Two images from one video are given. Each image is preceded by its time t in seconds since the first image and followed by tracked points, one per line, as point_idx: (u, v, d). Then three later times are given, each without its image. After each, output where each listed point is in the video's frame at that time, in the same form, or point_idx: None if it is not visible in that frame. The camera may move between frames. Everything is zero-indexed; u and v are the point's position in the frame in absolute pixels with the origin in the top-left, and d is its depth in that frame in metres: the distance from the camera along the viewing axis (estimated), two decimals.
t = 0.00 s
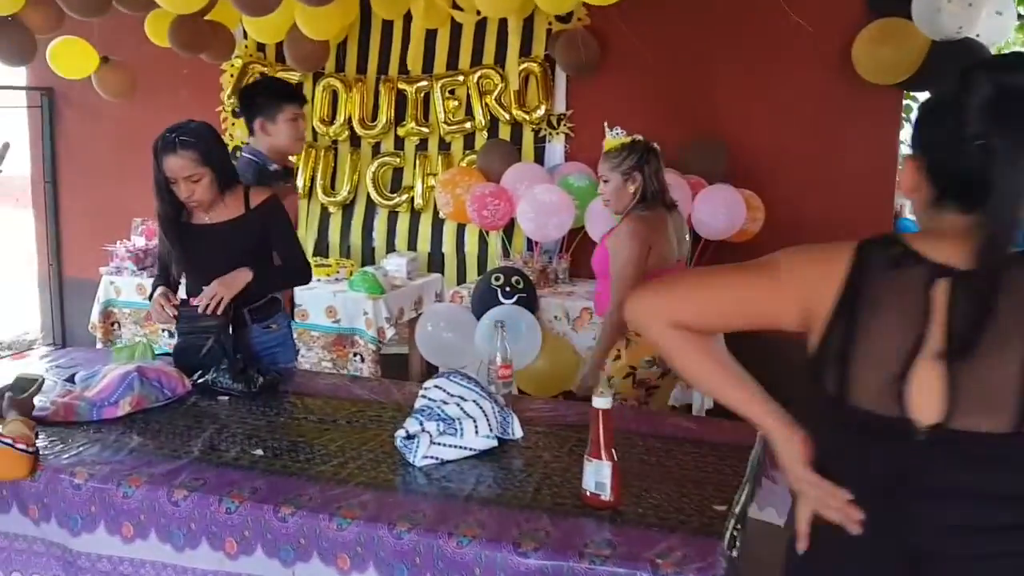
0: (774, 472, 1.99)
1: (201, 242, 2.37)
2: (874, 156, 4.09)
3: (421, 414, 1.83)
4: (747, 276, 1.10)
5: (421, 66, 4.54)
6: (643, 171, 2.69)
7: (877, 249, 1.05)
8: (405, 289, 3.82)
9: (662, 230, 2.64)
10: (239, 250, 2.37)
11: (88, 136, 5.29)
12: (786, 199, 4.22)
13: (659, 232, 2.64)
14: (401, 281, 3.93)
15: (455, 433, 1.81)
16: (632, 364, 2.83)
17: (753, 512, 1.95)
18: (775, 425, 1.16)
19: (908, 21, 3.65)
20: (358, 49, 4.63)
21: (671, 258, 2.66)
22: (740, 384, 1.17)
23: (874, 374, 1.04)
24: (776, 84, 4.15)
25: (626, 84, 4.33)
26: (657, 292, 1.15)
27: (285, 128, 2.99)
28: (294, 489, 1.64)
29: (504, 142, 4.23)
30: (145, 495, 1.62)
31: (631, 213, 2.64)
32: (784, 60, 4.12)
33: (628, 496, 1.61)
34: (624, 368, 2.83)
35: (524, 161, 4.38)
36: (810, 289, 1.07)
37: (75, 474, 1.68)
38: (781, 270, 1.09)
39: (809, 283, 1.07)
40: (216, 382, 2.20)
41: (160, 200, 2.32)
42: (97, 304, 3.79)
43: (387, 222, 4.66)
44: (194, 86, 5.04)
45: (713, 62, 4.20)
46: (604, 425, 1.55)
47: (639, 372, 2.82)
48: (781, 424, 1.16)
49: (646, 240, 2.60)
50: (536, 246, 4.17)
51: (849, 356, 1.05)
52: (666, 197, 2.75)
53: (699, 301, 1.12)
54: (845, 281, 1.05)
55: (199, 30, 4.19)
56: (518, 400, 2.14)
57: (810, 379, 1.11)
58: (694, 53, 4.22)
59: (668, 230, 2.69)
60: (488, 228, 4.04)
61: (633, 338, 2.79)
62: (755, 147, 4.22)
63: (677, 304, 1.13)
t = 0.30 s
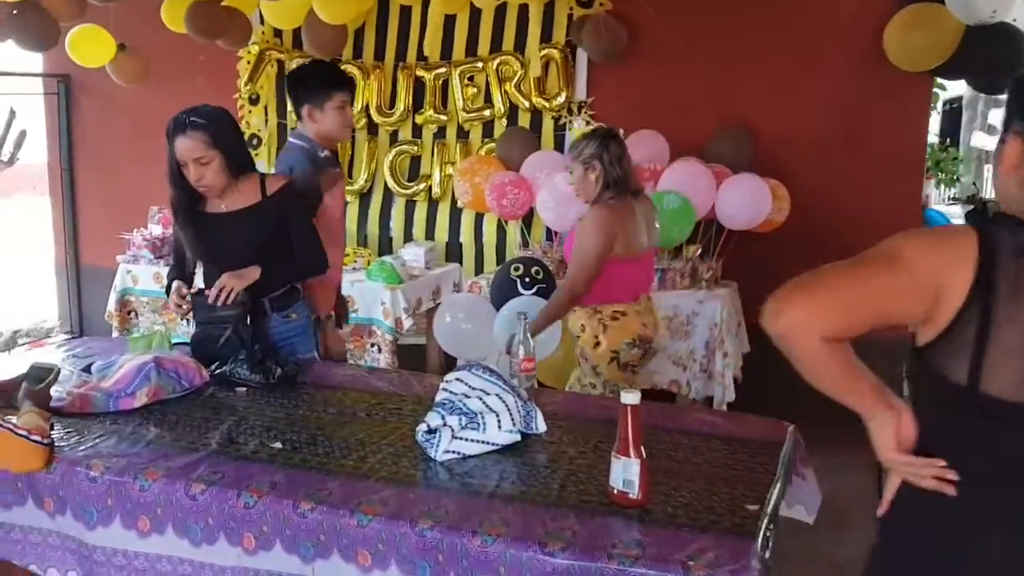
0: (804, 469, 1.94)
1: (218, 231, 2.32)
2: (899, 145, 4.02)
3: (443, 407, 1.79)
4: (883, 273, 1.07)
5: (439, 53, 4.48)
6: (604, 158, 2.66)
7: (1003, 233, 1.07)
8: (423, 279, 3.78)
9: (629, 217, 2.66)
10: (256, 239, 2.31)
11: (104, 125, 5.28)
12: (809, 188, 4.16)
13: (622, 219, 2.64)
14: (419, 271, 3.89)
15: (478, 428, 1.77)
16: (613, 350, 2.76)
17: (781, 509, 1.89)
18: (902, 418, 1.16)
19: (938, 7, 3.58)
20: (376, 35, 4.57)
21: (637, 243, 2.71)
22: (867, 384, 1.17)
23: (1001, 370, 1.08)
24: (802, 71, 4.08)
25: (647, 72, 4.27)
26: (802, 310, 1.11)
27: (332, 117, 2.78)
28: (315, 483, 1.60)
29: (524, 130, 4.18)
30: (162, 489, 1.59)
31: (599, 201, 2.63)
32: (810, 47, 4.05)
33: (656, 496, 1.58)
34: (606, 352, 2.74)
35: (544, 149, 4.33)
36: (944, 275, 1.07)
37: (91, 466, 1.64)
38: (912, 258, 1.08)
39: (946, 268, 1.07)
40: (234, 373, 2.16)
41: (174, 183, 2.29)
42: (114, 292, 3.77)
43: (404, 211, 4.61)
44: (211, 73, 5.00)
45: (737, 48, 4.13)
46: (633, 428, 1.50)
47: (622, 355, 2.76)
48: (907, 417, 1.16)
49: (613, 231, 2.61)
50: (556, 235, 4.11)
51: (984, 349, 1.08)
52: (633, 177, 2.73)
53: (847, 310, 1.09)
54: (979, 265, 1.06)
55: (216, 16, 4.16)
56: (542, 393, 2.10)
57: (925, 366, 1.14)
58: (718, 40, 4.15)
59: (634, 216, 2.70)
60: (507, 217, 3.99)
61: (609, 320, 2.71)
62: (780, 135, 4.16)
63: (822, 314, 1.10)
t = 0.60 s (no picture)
0: (813, 472, 1.87)
1: (201, 221, 2.25)
2: (910, 136, 3.93)
3: (437, 407, 1.72)
4: (900, 276, 1.14)
5: (440, 43, 4.40)
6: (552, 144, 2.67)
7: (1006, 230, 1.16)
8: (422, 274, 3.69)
9: (576, 203, 2.65)
10: (242, 230, 2.24)
11: (101, 117, 5.20)
12: (817, 181, 4.07)
13: (568, 205, 2.63)
14: (418, 265, 3.81)
15: (472, 429, 1.70)
16: (548, 341, 2.69)
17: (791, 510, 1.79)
18: (904, 411, 1.24)
19: None
20: (376, 25, 4.49)
21: (581, 229, 2.70)
22: (871, 386, 1.23)
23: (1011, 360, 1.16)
24: (810, 61, 3.99)
25: (652, 62, 4.18)
26: (828, 318, 1.14)
27: (340, 108, 2.66)
28: (301, 486, 1.53)
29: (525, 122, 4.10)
30: (140, 492, 1.52)
31: (545, 184, 2.61)
32: (819, 37, 3.96)
33: (658, 500, 1.50)
34: (541, 344, 2.69)
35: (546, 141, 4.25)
36: (947, 271, 1.16)
37: (67, 468, 1.57)
38: (922, 258, 1.15)
39: (951, 267, 1.16)
40: (222, 370, 2.09)
41: (156, 171, 2.23)
42: (107, 287, 3.69)
43: (404, 204, 4.53)
44: (209, 64, 4.93)
45: (744, 37, 4.05)
46: (635, 431, 1.42)
47: (557, 349, 2.70)
48: (908, 409, 1.24)
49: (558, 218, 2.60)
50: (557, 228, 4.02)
51: (989, 343, 1.17)
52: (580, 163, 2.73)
53: (870, 317, 1.13)
54: (981, 266, 1.16)
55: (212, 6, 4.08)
56: (543, 391, 2.03)
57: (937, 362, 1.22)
58: (724, 30, 4.06)
59: (580, 203, 2.69)
60: (507, 210, 3.90)
61: (550, 312, 2.67)
62: (788, 127, 4.07)
63: (849, 321, 1.14)
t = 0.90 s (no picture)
0: (863, 491, 1.74)
1: (226, 219, 2.16)
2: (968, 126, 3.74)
3: (457, 417, 1.64)
4: (866, 286, 1.07)
5: (478, 34, 4.31)
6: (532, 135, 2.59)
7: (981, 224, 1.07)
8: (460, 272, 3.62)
9: (557, 200, 2.58)
10: (263, 230, 2.15)
11: (143, 113, 5.20)
12: (869, 173, 3.90)
13: (546, 200, 2.55)
14: (453, 263, 3.73)
15: (493, 441, 1.60)
16: (521, 336, 2.66)
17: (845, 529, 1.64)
18: (904, 391, 1.18)
19: None
20: (412, 17, 4.40)
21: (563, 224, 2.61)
22: (866, 373, 1.19)
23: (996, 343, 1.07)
24: (862, 49, 3.82)
25: (695, 52, 4.04)
26: (796, 338, 1.09)
27: (393, 112, 2.31)
28: (310, 503, 1.45)
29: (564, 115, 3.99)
30: (144, 508, 1.45)
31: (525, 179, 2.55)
32: (872, 23, 3.78)
33: (690, 524, 1.39)
34: (514, 337, 2.66)
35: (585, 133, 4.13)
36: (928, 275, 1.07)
37: (72, 480, 1.51)
38: (893, 261, 1.07)
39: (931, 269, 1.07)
40: (240, 374, 2.01)
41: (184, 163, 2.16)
42: (143, 285, 3.67)
43: (441, 199, 4.45)
44: (247, 59, 4.89)
45: (792, 25, 3.88)
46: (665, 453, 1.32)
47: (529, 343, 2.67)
48: (910, 389, 1.18)
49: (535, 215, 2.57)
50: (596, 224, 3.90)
51: (977, 337, 1.08)
52: (561, 154, 2.67)
53: (836, 333, 1.08)
54: (959, 259, 1.07)
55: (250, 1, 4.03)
56: (571, 400, 1.93)
57: (923, 354, 1.13)
58: (771, 18, 3.91)
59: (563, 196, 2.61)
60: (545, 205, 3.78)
61: (525, 307, 2.65)
62: (839, 117, 3.89)
63: (818, 338, 1.09)
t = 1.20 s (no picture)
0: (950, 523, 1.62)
1: (297, 222, 2.18)
2: None
3: (505, 434, 1.56)
4: (920, 282, 1.04)
5: (552, 31, 4.22)
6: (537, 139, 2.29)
7: None
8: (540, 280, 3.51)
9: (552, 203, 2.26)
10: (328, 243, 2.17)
11: (224, 114, 5.28)
12: (967, 173, 3.65)
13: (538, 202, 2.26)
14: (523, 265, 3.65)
15: (542, 461, 1.52)
16: (535, 335, 2.34)
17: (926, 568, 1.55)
18: (973, 394, 1.11)
19: None
20: (486, 14, 4.34)
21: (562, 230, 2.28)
22: (930, 373, 1.14)
23: None
24: (959, 39, 3.58)
25: (778, 45, 3.86)
26: (853, 332, 1.08)
27: (488, 115, 2.07)
28: (347, 523, 1.39)
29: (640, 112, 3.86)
30: (180, 522, 1.41)
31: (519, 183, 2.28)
32: (971, 12, 3.54)
33: (749, 561, 1.28)
34: (527, 337, 2.35)
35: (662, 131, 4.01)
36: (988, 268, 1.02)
37: (113, 491, 1.48)
38: (950, 256, 1.04)
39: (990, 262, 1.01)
40: (293, 382, 1.96)
41: (259, 166, 2.18)
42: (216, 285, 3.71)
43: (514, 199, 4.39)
44: (324, 59, 4.91)
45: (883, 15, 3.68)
46: (721, 488, 1.21)
47: (542, 344, 2.34)
48: (979, 393, 1.11)
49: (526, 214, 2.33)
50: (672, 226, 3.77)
51: None
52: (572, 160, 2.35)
53: (891, 327, 1.06)
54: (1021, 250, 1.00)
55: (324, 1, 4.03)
56: (630, 416, 1.82)
57: (985, 350, 1.06)
58: (860, 8, 3.71)
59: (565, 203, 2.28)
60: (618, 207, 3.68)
61: (538, 304, 2.32)
62: (934, 113, 3.67)
63: (882, 328, 1.07)
